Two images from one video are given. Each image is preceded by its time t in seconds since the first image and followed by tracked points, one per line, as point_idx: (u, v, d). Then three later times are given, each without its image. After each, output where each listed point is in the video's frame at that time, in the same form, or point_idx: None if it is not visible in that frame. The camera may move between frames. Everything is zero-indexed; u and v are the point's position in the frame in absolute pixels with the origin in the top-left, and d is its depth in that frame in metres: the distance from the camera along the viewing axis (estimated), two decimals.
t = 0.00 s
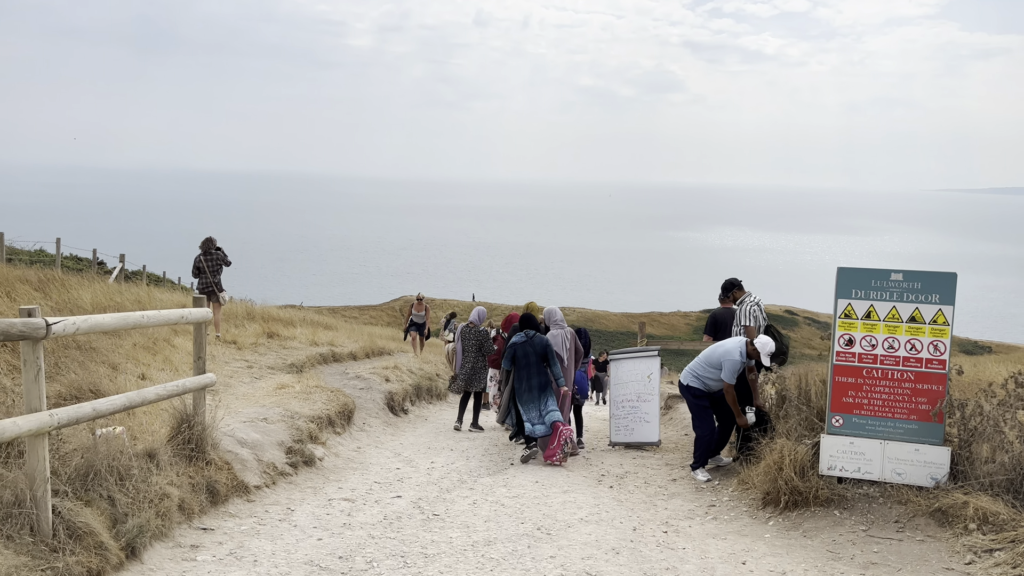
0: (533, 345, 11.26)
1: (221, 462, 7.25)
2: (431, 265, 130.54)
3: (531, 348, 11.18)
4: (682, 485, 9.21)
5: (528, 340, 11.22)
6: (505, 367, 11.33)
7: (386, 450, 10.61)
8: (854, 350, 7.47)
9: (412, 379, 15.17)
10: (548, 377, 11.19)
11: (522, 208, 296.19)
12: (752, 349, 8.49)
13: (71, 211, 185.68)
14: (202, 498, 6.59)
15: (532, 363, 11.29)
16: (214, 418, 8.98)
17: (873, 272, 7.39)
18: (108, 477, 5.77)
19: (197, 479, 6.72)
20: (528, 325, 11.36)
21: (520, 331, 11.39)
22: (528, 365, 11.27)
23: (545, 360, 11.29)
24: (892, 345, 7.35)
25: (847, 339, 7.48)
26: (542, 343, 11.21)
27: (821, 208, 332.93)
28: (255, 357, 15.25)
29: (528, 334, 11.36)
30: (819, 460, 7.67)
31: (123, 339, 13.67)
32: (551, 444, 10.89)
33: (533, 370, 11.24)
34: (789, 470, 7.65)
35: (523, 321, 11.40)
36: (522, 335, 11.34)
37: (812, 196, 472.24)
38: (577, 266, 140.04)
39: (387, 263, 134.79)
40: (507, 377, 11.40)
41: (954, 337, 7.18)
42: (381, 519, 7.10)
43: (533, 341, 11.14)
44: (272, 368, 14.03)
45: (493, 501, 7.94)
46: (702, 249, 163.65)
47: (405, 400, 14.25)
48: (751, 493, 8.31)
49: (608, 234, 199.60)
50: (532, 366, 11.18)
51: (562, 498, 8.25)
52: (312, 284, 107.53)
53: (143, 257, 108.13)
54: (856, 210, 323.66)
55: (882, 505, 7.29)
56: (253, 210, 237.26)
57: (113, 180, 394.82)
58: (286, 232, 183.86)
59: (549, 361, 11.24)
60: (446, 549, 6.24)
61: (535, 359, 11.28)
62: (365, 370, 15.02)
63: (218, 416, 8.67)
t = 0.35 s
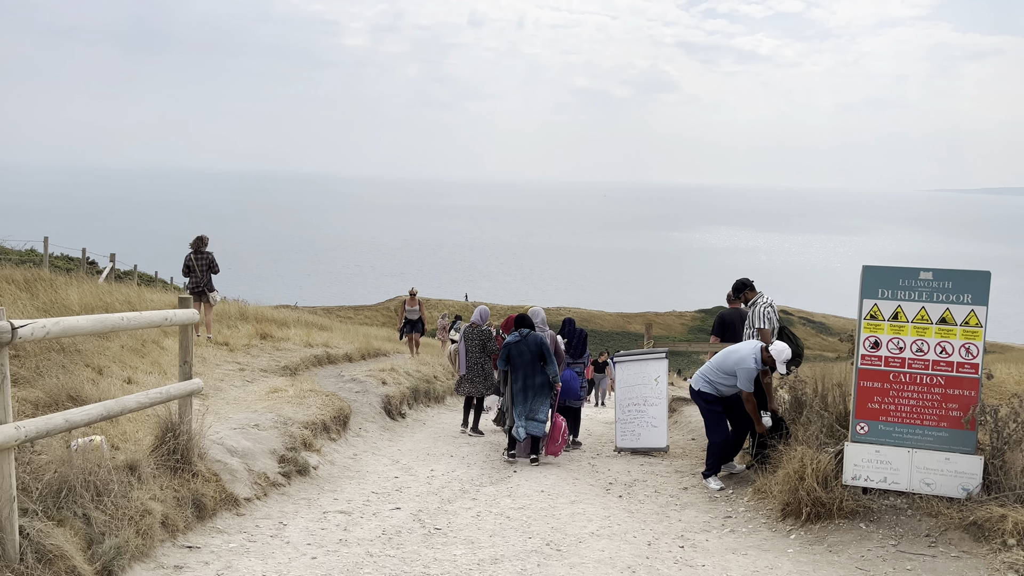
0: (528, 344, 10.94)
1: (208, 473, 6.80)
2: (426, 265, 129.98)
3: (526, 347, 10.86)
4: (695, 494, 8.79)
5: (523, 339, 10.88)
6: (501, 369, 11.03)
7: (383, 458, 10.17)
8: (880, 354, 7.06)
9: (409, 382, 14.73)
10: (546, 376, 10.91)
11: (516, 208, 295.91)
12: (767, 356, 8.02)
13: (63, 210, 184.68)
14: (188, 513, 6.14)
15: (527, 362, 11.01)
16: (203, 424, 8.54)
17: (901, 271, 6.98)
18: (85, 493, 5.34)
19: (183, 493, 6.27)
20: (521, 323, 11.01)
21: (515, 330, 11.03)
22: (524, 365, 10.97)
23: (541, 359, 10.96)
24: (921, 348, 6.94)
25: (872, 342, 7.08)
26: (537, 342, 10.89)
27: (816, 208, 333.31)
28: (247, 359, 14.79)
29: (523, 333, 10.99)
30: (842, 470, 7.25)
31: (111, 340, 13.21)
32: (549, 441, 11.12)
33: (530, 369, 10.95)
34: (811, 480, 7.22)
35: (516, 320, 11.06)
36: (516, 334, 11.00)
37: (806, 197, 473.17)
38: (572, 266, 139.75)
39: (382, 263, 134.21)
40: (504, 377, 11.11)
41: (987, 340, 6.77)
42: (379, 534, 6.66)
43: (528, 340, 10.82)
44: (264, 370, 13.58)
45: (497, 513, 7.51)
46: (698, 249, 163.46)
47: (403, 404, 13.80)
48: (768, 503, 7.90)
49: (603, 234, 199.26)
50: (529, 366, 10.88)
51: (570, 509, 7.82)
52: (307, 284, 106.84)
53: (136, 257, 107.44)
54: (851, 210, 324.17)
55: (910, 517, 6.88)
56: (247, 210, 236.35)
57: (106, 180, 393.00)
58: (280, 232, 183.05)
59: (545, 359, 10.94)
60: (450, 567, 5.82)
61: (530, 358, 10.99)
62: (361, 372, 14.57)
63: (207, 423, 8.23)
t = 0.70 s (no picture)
0: (514, 354, 10.78)
1: (186, 490, 6.36)
2: (418, 267, 129.34)
3: (512, 357, 10.70)
4: (701, 508, 8.40)
5: (508, 348, 10.74)
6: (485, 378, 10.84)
7: (373, 469, 9.73)
8: (900, 361, 6.68)
9: (401, 388, 14.30)
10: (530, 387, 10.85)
11: (509, 210, 295.60)
12: (781, 363, 7.81)
13: (52, 212, 183.26)
14: (162, 535, 5.69)
15: (512, 371, 10.84)
16: (183, 437, 8.10)
17: (921, 273, 6.61)
18: (46, 518, 4.89)
19: (158, 513, 5.82)
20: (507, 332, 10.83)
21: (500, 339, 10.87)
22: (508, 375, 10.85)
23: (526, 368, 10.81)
24: (943, 355, 6.56)
25: (891, 348, 6.70)
26: (523, 351, 10.75)
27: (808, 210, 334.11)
28: (234, 365, 14.33)
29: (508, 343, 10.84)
30: (860, 484, 6.86)
31: (91, 346, 12.73)
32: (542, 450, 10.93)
33: (514, 380, 10.83)
34: (827, 494, 6.83)
35: (502, 328, 10.88)
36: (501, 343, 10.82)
37: (797, 199, 474.62)
38: (565, 268, 139.44)
39: (374, 266, 133.56)
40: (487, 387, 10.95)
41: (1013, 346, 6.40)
42: (368, 555, 6.22)
43: (515, 351, 10.69)
44: (251, 377, 13.12)
45: (494, 531, 7.08)
46: (690, 251, 163.39)
47: (395, 411, 13.36)
48: (780, 518, 7.50)
49: (595, 237, 199.02)
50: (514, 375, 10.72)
51: (572, 526, 7.39)
52: (298, 287, 106.11)
53: (125, 259, 106.67)
54: (843, 211, 325.16)
55: (933, 535, 6.49)
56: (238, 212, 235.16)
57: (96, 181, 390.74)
58: (271, 235, 182.05)
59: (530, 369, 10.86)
60: None
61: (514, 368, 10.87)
62: (351, 378, 14.13)
63: (186, 435, 7.78)
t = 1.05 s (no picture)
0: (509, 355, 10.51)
1: (160, 503, 5.92)
2: (406, 270, 128.68)
3: (509, 357, 10.42)
4: (705, 516, 8.04)
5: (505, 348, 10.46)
6: (479, 377, 10.38)
7: (361, 477, 9.30)
8: (917, 361, 6.35)
9: (390, 392, 13.88)
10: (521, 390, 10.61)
11: (496, 213, 295.18)
12: (790, 365, 7.72)
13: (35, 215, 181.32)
14: (132, 552, 5.26)
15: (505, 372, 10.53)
16: (160, 445, 7.65)
17: (940, 269, 6.28)
18: None
19: (128, 529, 5.38)
20: (503, 333, 10.57)
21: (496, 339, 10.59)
22: (500, 376, 10.52)
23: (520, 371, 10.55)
24: (963, 355, 6.23)
25: (907, 348, 6.37)
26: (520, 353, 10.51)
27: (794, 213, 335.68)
28: (216, 368, 13.87)
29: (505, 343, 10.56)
30: (875, 491, 6.54)
31: (67, 350, 12.24)
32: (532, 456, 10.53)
33: (506, 381, 10.54)
34: (841, 502, 6.49)
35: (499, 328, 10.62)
36: (496, 343, 10.50)
37: (782, 202, 477.20)
38: (553, 271, 139.19)
39: (361, 269, 132.76)
40: (478, 388, 10.45)
41: None
42: (356, 571, 5.80)
43: (513, 351, 10.44)
44: (234, 381, 12.66)
45: (490, 543, 6.67)
46: (677, 254, 163.56)
47: (383, 416, 12.94)
48: (789, 526, 7.15)
49: (582, 239, 199.01)
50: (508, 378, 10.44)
51: (572, 538, 7.00)
52: (284, 290, 105.24)
53: (109, 262, 105.49)
54: (827, 214, 327.11)
55: (953, 545, 6.15)
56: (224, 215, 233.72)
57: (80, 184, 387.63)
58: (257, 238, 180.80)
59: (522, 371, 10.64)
60: None
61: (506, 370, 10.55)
62: (338, 382, 13.69)
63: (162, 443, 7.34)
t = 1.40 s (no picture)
0: (493, 360, 10.33)
1: (117, 519, 5.53)
2: (384, 273, 127.91)
3: (492, 363, 10.25)
4: (693, 523, 7.76)
5: (489, 353, 10.28)
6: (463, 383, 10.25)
7: (336, 486, 8.92)
8: (915, 363, 6.11)
9: (367, 397, 13.49)
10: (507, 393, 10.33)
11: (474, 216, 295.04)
12: (781, 364, 7.49)
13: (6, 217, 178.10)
14: None
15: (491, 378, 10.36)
16: (121, 455, 7.23)
17: (937, 266, 6.05)
18: None
19: (80, 550, 4.98)
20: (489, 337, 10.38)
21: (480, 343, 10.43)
22: (486, 381, 10.36)
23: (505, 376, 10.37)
24: (963, 355, 6.00)
25: (904, 349, 6.14)
26: (504, 358, 10.31)
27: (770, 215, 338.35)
28: (186, 373, 13.40)
29: (489, 347, 10.37)
30: (872, 498, 6.28)
31: (29, 355, 11.73)
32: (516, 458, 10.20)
33: (491, 387, 10.36)
34: (837, 510, 6.22)
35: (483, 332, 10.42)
36: (481, 347, 10.32)
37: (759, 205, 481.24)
38: (532, 274, 139.14)
39: (339, 272, 131.76)
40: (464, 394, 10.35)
41: None
42: None
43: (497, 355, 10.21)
44: (204, 386, 12.21)
45: (470, 557, 6.33)
46: (656, 256, 164.08)
47: (360, 422, 12.55)
48: (781, 533, 6.88)
49: (561, 242, 199.22)
50: (492, 383, 10.28)
51: (557, 549, 6.67)
52: (261, 294, 104.08)
53: (81, 265, 103.70)
54: (803, 218, 330.40)
55: (952, 553, 5.90)
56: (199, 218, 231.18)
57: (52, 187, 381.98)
58: (233, 241, 178.96)
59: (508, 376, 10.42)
60: None
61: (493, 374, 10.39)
62: (313, 387, 13.28)
63: (123, 454, 6.93)
